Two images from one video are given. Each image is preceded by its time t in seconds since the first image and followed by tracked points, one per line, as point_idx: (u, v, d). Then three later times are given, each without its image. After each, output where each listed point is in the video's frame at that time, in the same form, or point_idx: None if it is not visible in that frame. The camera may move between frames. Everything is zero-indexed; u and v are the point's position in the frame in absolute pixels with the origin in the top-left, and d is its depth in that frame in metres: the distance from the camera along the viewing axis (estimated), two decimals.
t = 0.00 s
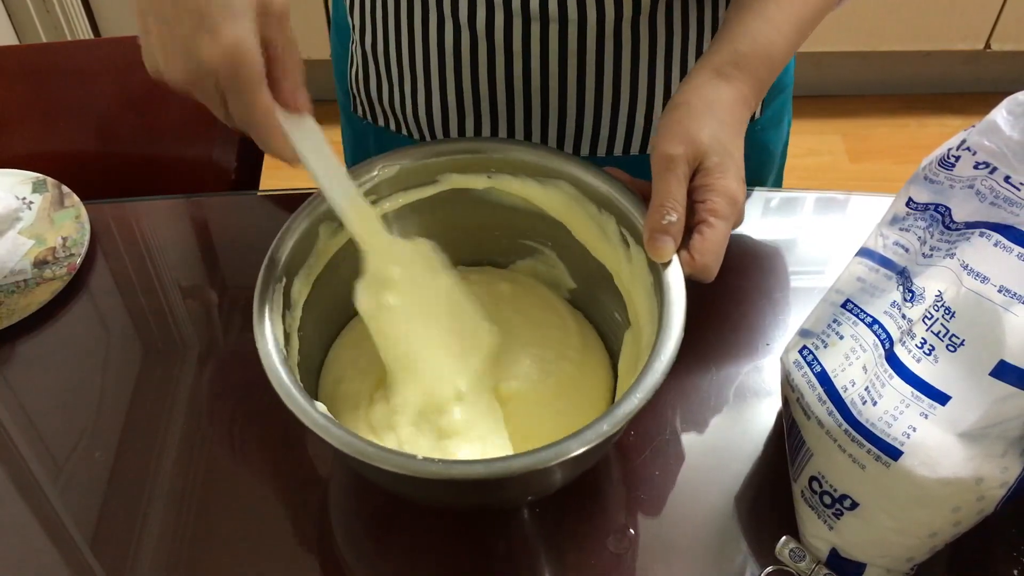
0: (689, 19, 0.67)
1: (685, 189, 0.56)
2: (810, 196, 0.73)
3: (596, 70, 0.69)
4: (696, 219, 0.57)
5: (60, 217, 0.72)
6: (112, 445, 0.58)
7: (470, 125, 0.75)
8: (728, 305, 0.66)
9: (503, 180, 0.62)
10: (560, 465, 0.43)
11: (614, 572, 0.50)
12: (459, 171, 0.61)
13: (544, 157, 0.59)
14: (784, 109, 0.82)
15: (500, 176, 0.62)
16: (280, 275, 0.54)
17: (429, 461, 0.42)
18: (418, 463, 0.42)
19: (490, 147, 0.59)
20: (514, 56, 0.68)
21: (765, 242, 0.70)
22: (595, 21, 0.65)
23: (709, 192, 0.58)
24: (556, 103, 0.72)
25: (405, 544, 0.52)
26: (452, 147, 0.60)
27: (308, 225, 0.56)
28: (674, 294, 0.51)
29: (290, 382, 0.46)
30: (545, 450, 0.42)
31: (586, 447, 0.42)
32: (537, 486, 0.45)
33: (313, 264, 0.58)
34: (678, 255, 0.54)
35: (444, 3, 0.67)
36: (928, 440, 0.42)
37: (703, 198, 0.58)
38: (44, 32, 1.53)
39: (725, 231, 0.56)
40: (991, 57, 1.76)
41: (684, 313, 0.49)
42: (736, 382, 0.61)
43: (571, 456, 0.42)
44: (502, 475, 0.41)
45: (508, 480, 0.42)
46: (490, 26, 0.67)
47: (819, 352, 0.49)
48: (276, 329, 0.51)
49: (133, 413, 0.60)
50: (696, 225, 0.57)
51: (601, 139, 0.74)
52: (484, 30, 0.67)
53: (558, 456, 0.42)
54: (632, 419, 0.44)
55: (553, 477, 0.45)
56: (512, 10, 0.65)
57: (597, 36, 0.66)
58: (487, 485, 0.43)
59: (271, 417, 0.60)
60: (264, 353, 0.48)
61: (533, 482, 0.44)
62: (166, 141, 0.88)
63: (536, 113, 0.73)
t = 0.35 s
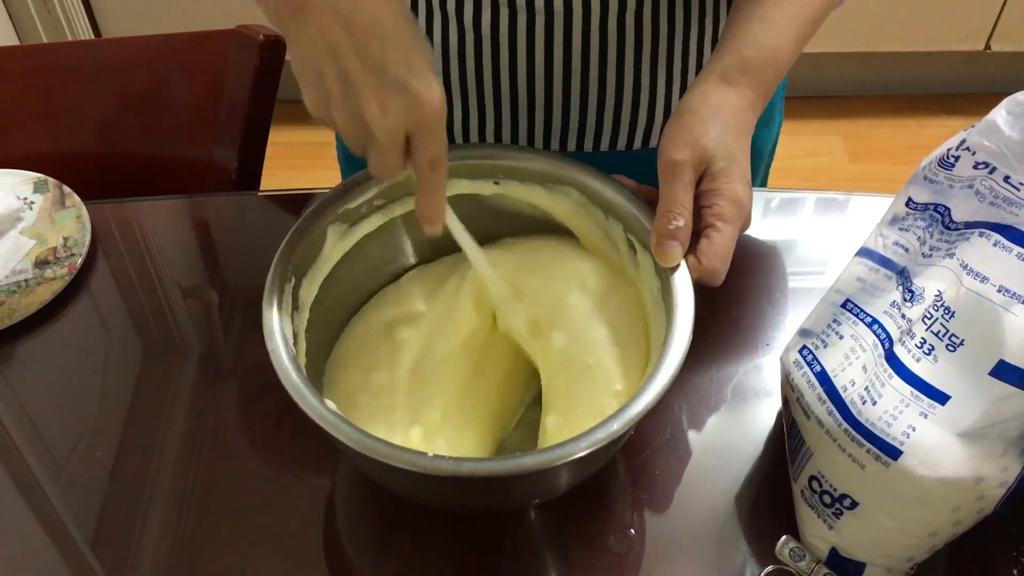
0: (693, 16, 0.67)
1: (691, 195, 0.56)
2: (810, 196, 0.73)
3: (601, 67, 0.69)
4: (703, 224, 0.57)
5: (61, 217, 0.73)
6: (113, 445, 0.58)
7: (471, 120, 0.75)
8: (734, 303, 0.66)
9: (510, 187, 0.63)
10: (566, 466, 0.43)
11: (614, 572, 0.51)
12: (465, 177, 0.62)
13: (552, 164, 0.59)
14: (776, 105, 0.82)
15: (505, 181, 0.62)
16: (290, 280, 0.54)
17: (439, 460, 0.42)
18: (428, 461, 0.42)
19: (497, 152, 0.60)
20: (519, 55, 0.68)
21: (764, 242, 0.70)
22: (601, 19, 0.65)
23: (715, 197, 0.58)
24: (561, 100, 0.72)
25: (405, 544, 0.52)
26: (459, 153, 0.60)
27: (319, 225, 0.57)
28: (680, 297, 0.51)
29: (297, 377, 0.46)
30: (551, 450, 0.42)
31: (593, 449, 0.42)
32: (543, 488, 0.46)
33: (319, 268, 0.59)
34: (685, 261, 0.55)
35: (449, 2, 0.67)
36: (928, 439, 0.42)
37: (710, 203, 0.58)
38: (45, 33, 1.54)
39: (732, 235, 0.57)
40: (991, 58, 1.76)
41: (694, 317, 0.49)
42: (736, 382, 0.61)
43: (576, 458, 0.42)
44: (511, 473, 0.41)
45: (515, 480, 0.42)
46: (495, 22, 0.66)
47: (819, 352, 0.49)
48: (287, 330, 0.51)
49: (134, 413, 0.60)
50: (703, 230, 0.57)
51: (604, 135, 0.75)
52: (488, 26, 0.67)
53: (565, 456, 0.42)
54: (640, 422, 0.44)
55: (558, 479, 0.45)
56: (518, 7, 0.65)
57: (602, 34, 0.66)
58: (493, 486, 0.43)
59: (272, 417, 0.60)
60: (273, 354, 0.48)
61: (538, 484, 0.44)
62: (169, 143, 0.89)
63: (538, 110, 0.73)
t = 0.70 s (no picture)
0: (695, 17, 0.68)
1: (690, 191, 0.56)
2: (810, 196, 0.73)
3: (603, 67, 0.69)
4: (701, 221, 0.57)
5: (63, 217, 0.73)
6: (114, 445, 0.59)
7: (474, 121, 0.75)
8: (729, 301, 0.66)
9: (504, 186, 0.63)
10: (565, 467, 0.43)
11: (615, 571, 0.51)
12: (461, 177, 0.62)
13: (547, 164, 0.59)
14: (778, 107, 0.82)
15: (501, 181, 0.62)
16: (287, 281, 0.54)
17: (443, 463, 0.42)
18: (432, 465, 0.42)
19: (492, 153, 0.60)
20: (521, 54, 0.68)
21: (763, 243, 0.70)
22: (603, 19, 0.66)
23: (714, 194, 0.58)
24: (562, 100, 0.72)
25: (406, 543, 0.52)
26: (455, 154, 0.60)
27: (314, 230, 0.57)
28: (679, 297, 0.51)
29: (300, 382, 0.46)
30: (553, 451, 0.42)
31: (595, 449, 0.42)
32: (542, 490, 0.46)
33: (317, 270, 0.59)
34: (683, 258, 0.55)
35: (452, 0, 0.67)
36: (929, 439, 0.42)
37: (709, 199, 0.58)
38: (46, 32, 1.54)
39: (730, 232, 0.57)
40: (991, 58, 1.76)
41: (691, 317, 0.49)
42: (737, 382, 0.61)
43: (577, 459, 0.42)
44: (513, 476, 0.41)
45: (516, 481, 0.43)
46: (498, 22, 0.66)
47: (819, 351, 0.49)
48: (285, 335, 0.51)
49: (135, 413, 0.61)
50: (700, 227, 0.57)
51: (605, 137, 0.75)
52: (491, 26, 0.67)
53: (567, 458, 0.42)
54: (640, 422, 0.44)
55: (558, 481, 0.45)
56: (520, 7, 0.65)
57: (604, 34, 0.67)
58: (493, 487, 0.43)
59: (273, 417, 0.60)
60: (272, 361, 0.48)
61: (539, 485, 0.44)
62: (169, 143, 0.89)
63: (540, 111, 0.73)
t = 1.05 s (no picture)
0: (698, 19, 0.68)
1: (689, 193, 0.56)
2: (811, 197, 0.73)
3: (606, 70, 0.69)
4: (700, 223, 0.57)
5: (64, 217, 0.73)
6: (115, 445, 0.59)
7: (477, 125, 0.75)
8: (729, 303, 0.66)
9: (503, 189, 0.63)
10: (563, 468, 0.43)
11: (615, 571, 0.51)
12: (460, 179, 0.62)
13: (544, 165, 0.59)
14: (782, 111, 0.82)
15: (500, 183, 0.62)
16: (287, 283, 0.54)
17: (440, 464, 0.42)
18: (429, 466, 0.42)
19: (491, 155, 0.60)
20: (524, 55, 0.68)
21: (763, 245, 0.70)
22: (605, 21, 0.66)
23: (713, 196, 0.58)
24: (565, 102, 0.72)
25: (407, 542, 0.52)
26: (453, 156, 0.60)
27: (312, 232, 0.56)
28: (677, 297, 0.51)
29: (296, 384, 0.46)
30: (550, 452, 0.42)
31: (591, 450, 0.42)
32: (541, 491, 0.46)
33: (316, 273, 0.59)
34: (682, 259, 0.55)
35: (454, 4, 0.67)
36: (929, 439, 0.43)
37: (707, 202, 0.58)
38: (47, 34, 1.54)
39: (728, 235, 0.57)
40: (992, 59, 1.76)
41: (690, 319, 0.49)
42: (737, 382, 0.61)
43: (573, 460, 0.42)
44: (508, 477, 0.41)
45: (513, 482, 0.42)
46: (500, 25, 0.67)
47: (820, 351, 0.49)
48: (283, 338, 0.51)
49: (136, 412, 0.61)
50: (699, 229, 0.57)
51: (608, 139, 0.75)
52: (494, 29, 0.67)
53: (562, 459, 0.42)
54: (636, 423, 0.44)
55: (556, 481, 0.45)
56: (523, 10, 0.65)
57: (607, 37, 0.67)
58: (490, 488, 0.43)
59: (273, 416, 0.60)
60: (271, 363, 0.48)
61: (537, 486, 0.44)
62: (170, 143, 0.89)
63: (544, 113, 0.73)
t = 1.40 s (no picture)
0: (695, 19, 0.68)
1: (681, 192, 0.56)
2: (811, 197, 0.73)
3: (603, 70, 0.69)
4: (692, 223, 0.57)
5: (64, 217, 0.73)
6: (114, 445, 0.59)
7: (476, 125, 0.75)
8: (727, 304, 0.66)
9: (497, 190, 0.63)
10: (558, 468, 0.43)
11: (614, 571, 0.51)
12: (454, 180, 0.62)
13: (537, 165, 0.59)
14: (782, 114, 0.82)
15: (494, 184, 0.62)
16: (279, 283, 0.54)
17: (435, 465, 0.42)
18: (425, 467, 0.42)
19: (484, 156, 0.60)
20: (524, 57, 0.68)
21: (762, 245, 0.70)
22: (602, 22, 0.66)
23: (705, 196, 0.58)
24: (565, 104, 0.72)
25: (406, 542, 0.53)
26: (446, 157, 0.60)
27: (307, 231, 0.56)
28: (671, 297, 0.51)
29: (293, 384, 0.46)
30: (545, 453, 0.42)
31: (586, 450, 0.42)
32: (537, 492, 0.46)
33: (310, 273, 0.59)
34: (674, 259, 0.55)
35: (452, 5, 0.67)
36: (928, 438, 0.43)
37: (700, 202, 0.58)
38: (47, 35, 1.54)
39: (720, 235, 0.57)
40: (992, 59, 1.76)
41: (684, 320, 0.49)
42: (737, 382, 0.61)
43: (568, 461, 0.42)
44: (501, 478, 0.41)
45: (508, 483, 0.43)
46: (498, 26, 0.67)
47: (819, 350, 0.49)
48: (277, 338, 0.51)
49: (136, 413, 0.61)
50: (691, 229, 0.57)
51: (606, 139, 0.75)
52: (491, 30, 0.67)
53: (558, 460, 0.42)
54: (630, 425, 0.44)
55: (552, 482, 0.45)
56: (520, 11, 0.65)
57: (604, 38, 0.67)
58: (486, 489, 0.43)
59: (273, 417, 0.60)
60: (267, 365, 0.48)
61: (533, 486, 0.44)
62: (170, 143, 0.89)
63: (542, 114, 0.73)
